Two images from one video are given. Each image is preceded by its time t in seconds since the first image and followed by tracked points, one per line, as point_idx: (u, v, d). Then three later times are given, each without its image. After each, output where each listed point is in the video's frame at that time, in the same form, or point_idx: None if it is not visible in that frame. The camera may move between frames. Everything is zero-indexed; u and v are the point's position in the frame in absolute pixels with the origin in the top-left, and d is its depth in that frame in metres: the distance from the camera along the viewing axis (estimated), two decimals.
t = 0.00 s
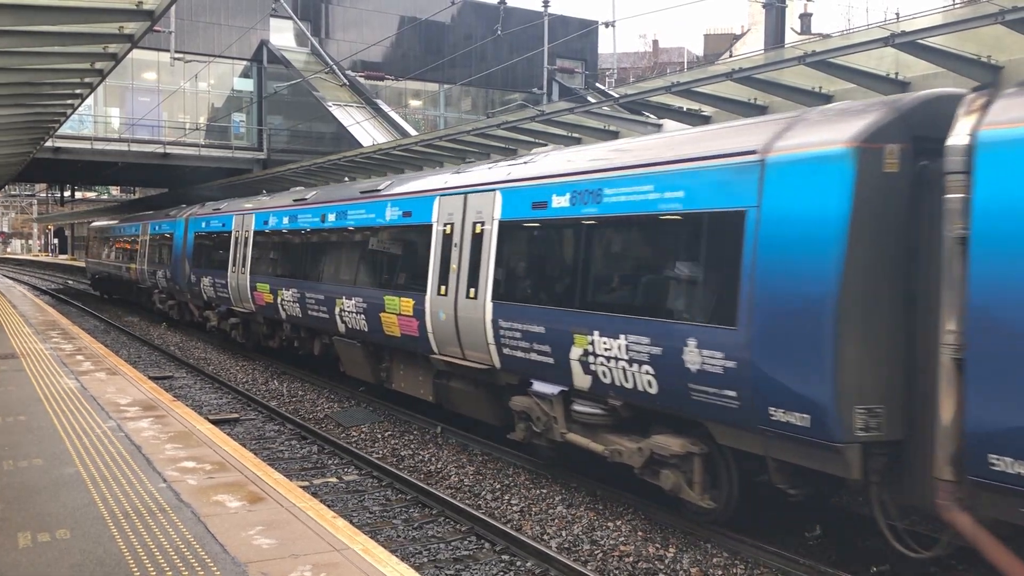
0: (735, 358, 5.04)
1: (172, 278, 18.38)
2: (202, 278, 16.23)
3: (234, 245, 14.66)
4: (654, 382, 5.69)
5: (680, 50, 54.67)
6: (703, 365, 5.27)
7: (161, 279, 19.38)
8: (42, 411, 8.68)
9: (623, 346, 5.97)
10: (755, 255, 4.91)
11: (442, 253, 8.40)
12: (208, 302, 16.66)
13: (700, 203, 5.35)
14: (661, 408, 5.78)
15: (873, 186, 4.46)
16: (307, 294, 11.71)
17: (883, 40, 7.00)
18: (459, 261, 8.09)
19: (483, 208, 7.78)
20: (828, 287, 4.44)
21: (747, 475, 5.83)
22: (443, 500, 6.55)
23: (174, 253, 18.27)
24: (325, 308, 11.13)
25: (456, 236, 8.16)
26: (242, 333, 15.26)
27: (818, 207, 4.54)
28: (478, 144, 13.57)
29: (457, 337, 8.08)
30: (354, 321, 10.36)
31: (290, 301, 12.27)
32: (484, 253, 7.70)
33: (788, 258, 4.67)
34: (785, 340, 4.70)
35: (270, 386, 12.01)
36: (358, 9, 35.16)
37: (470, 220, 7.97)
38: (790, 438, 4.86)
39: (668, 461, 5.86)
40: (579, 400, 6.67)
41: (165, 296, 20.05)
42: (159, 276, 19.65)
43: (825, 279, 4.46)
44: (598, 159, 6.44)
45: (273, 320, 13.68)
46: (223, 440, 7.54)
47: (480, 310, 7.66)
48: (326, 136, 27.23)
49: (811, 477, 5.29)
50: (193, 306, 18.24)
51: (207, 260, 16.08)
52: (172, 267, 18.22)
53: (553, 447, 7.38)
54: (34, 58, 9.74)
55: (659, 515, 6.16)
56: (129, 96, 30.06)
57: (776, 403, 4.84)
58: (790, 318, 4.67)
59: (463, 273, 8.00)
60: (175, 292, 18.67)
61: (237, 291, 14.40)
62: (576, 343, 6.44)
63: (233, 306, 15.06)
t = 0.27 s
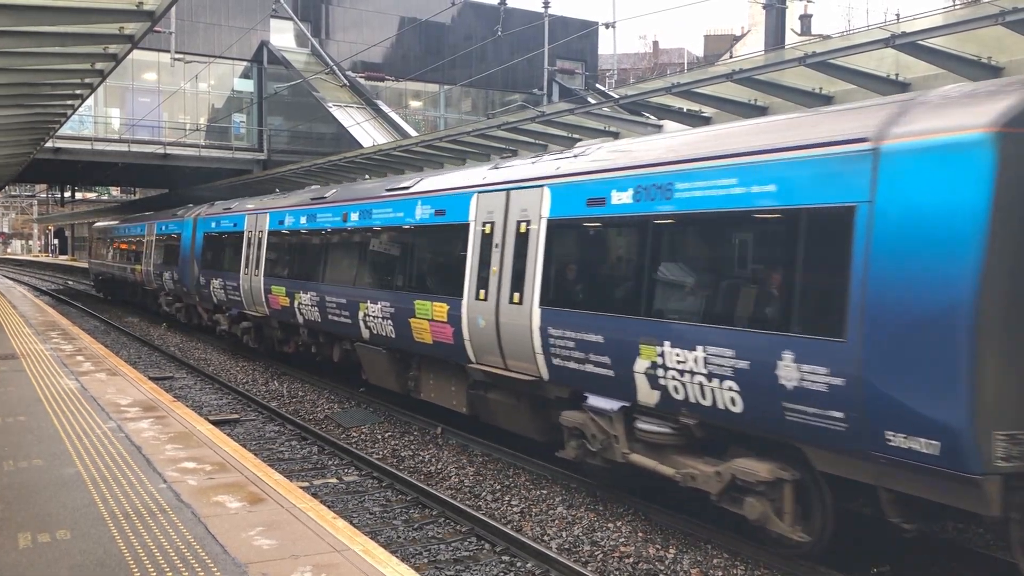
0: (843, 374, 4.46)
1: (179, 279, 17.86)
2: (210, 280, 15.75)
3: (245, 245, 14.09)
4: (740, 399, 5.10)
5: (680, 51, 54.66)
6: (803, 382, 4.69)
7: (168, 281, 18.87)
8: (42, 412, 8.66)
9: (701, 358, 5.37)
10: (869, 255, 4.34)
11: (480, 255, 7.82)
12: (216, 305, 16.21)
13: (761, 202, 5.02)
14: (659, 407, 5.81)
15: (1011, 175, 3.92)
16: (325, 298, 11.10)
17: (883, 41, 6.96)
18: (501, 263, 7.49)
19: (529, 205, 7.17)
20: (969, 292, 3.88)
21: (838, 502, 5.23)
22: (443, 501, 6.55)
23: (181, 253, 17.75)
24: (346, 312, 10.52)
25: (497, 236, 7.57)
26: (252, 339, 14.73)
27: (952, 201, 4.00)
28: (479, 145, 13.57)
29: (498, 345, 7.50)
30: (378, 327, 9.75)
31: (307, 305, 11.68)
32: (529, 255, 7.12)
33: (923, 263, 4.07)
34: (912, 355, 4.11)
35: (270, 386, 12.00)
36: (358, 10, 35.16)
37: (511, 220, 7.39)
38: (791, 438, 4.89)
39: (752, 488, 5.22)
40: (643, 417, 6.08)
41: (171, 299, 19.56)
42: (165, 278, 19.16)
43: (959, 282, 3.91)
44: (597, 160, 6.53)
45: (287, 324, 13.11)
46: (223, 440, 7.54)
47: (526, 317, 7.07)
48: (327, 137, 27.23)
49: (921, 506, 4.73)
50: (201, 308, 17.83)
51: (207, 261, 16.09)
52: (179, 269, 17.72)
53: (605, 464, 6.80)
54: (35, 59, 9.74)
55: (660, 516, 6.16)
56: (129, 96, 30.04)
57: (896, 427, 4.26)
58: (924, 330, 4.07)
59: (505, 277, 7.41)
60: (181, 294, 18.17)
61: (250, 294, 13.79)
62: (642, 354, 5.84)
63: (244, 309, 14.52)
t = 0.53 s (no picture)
0: (989, 394, 3.85)
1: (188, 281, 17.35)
2: (221, 282, 15.29)
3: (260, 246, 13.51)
4: (851, 422, 4.49)
5: (680, 51, 54.66)
6: (935, 403, 4.08)
7: (176, 283, 18.36)
8: (42, 413, 8.66)
9: (801, 374, 4.75)
10: (1012, 256, 3.79)
11: (527, 255, 7.21)
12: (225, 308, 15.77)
13: (810, 195, 4.78)
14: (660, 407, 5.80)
15: None
16: (349, 303, 10.45)
17: (885, 41, 6.95)
18: (552, 266, 6.87)
19: (586, 203, 6.55)
20: None
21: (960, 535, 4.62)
22: (443, 502, 6.54)
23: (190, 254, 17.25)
24: (371, 318, 9.89)
25: (547, 236, 6.97)
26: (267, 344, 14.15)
27: None
28: (479, 146, 13.57)
29: (550, 355, 6.90)
30: (408, 334, 9.13)
31: (329, 309, 11.05)
32: (585, 257, 6.53)
33: (1020, 258, 3.76)
34: None
35: (270, 387, 11.99)
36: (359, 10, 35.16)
37: (563, 220, 6.78)
38: (791, 438, 4.90)
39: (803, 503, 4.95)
40: (722, 437, 5.49)
41: (179, 301, 19.04)
42: (172, 280, 18.65)
43: None
44: (598, 161, 6.58)
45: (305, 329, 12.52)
46: (224, 441, 7.53)
47: (584, 327, 6.46)
48: (327, 138, 27.24)
49: None
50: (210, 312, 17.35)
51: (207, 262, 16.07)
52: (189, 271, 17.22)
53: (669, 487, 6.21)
54: (35, 59, 9.73)
55: (659, 517, 6.15)
56: (129, 97, 30.03)
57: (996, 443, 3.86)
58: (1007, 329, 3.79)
59: (557, 282, 6.80)
60: (190, 296, 17.66)
61: (265, 297, 13.20)
62: (727, 369, 5.22)
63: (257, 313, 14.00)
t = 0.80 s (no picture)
0: None
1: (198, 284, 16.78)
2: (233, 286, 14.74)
3: (276, 248, 12.89)
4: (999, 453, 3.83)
5: (681, 52, 54.72)
6: None
7: (186, 286, 17.80)
8: (43, 414, 8.66)
9: (935, 398, 4.07)
10: None
11: (586, 255, 6.53)
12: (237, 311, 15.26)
13: (853, 194, 4.57)
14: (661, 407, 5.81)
15: None
16: (378, 308, 9.76)
17: (886, 42, 6.92)
18: (615, 269, 6.17)
19: (657, 198, 5.86)
20: None
21: None
22: (444, 503, 6.54)
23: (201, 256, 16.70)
24: (403, 325, 9.21)
25: (607, 236, 6.28)
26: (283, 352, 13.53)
27: None
28: (480, 147, 13.59)
29: (612, 368, 6.24)
30: (444, 343, 8.47)
31: (353, 314, 10.36)
32: (656, 258, 5.83)
33: None
34: None
35: (270, 388, 11.99)
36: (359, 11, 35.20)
37: (628, 217, 6.08)
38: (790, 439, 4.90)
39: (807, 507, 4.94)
40: (826, 465, 4.84)
41: (188, 304, 18.48)
42: (182, 282, 18.10)
43: None
44: (600, 162, 6.58)
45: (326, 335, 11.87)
46: (224, 442, 7.54)
47: (656, 336, 5.76)
48: (327, 139, 27.27)
49: None
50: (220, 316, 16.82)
51: (208, 262, 16.07)
52: (200, 273, 16.66)
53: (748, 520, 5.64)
54: (37, 60, 9.75)
55: (660, 518, 6.14)
56: (131, 98, 30.04)
57: None
58: None
59: (622, 287, 6.09)
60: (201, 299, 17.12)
61: (283, 302, 12.57)
62: (840, 389, 4.55)
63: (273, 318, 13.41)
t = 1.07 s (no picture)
0: None
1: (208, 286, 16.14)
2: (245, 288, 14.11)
3: (294, 248, 12.23)
4: None
5: (682, 52, 54.69)
6: None
7: (195, 288, 17.17)
8: (44, 415, 8.66)
9: None
10: None
11: (658, 255, 5.79)
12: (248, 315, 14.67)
13: (870, 196, 4.44)
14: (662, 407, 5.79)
15: None
16: (409, 313, 9.07)
17: (887, 42, 6.90)
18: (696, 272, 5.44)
19: (749, 190, 5.12)
20: None
21: None
22: (444, 504, 6.54)
23: (212, 256, 16.06)
24: (439, 331, 8.52)
25: (686, 235, 5.54)
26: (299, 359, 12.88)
27: None
28: (480, 147, 13.58)
29: (694, 384, 5.51)
30: (487, 351, 7.77)
31: (380, 319, 9.68)
32: (748, 261, 5.10)
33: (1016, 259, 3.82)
34: None
35: (271, 388, 12.00)
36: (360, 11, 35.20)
37: (712, 214, 5.35)
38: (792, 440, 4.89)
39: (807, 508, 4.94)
40: (966, 502, 4.10)
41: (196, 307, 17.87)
42: (190, 284, 17.49)
43: None
44: (599, 162, 6.55)
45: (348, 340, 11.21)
46: (225, 443, 7.53)
47: (750, 349, 5.01)
48: (328, 139, 27.25)
49: None
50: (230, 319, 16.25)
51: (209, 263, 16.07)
52: (210, 274, 16.01)
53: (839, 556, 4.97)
54: (37, 60, 9.75)
55: (660, 519, 6.12)
56: (132, 98, 30.05)
57: None
58: None
59: (705, 292, 5.35)
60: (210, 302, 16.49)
61: (302, 305, 11.91)
62: (993, 415, 3.81)
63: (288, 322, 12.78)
